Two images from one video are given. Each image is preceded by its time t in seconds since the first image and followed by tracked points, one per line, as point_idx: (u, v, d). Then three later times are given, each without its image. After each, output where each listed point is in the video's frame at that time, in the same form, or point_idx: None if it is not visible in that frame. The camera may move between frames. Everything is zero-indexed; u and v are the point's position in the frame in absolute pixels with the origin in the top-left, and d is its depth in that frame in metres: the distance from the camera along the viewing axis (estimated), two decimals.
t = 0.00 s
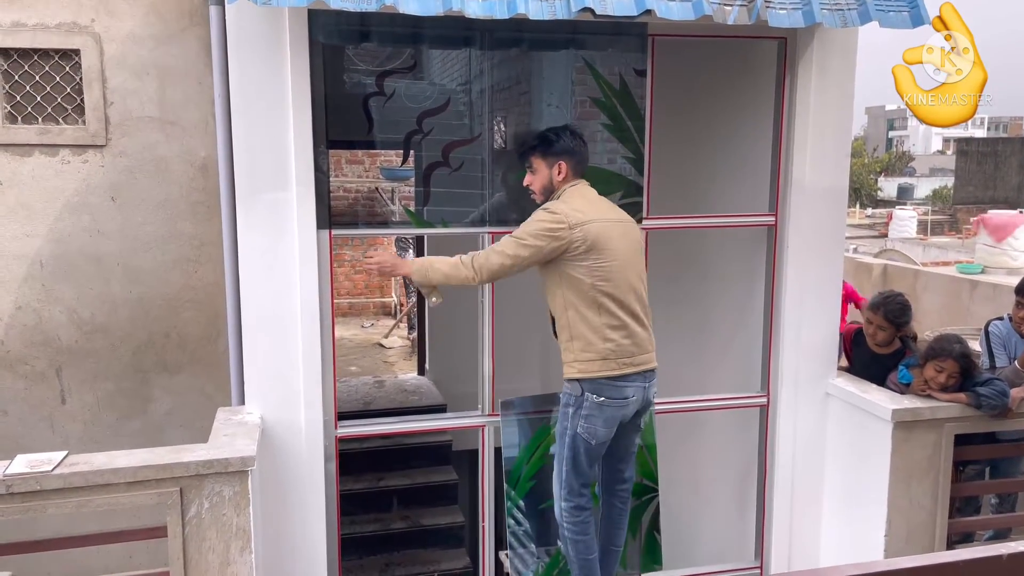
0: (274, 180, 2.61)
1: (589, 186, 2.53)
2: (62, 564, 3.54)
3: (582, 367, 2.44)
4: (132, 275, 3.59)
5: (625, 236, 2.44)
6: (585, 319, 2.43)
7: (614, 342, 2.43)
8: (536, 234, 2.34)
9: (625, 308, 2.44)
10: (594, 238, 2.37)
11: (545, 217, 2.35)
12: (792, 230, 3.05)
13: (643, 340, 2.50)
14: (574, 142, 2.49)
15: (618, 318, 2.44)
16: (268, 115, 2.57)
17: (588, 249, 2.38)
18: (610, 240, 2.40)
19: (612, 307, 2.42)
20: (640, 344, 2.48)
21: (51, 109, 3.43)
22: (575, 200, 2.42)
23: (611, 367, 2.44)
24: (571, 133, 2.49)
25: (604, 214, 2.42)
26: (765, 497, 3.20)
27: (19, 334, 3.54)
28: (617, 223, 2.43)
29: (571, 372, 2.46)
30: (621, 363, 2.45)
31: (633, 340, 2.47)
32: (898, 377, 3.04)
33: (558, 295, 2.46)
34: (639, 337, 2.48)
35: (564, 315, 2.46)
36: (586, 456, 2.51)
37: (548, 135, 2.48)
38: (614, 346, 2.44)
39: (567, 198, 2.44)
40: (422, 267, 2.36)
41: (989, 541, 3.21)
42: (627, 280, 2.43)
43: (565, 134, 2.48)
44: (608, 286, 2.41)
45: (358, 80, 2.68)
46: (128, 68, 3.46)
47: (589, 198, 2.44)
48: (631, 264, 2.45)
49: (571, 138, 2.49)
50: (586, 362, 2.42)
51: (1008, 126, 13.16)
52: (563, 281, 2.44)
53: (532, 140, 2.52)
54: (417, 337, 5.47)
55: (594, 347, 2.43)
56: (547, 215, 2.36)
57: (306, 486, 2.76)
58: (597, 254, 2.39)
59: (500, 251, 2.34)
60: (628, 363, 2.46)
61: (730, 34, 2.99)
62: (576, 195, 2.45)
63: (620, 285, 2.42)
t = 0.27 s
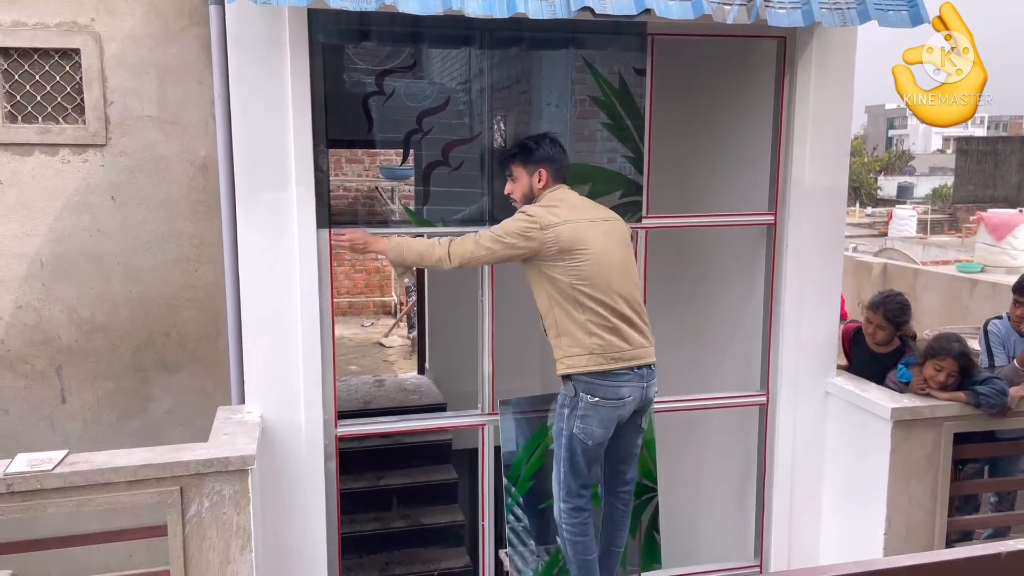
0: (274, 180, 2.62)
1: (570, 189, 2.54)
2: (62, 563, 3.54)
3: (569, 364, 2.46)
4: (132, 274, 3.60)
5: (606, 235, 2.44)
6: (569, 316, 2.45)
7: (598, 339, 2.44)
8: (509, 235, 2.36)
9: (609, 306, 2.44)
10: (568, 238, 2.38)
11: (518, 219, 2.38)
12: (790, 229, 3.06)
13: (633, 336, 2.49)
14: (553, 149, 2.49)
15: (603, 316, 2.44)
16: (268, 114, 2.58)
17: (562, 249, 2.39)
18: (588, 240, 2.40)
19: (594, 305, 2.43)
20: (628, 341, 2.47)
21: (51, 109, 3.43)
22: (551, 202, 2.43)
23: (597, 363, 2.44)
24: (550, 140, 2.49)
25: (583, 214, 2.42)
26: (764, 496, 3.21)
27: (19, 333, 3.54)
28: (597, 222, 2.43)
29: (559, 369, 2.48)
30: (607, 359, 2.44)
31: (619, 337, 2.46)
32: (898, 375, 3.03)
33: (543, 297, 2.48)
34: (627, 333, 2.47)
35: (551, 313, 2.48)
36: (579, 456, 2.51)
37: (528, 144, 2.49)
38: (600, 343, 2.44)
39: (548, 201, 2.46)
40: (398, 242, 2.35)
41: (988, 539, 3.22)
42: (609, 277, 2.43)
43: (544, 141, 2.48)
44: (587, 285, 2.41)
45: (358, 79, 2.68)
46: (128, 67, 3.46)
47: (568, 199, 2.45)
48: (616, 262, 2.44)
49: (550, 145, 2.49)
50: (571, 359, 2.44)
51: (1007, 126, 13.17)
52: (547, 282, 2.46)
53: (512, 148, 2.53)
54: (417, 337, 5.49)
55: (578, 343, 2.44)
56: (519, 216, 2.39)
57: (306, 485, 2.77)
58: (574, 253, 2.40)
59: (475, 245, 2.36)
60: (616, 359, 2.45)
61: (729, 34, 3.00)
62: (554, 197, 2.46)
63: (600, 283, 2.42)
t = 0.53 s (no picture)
0: (274, 179, 2.62)
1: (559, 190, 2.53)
2: (62, 562, 3.54)
3: (560, 365, 2.46)
4: (132, 273, 3.60)
5: (594, 236, 2.43)
6: (559, 316, 2.45)
7: (588, 339, 2.44)
8: (496, 237, 2.36)
9: (599, 306, 2.43)
10: (555, 241, 2.38)
11: (506, 221, 2.38)
12: (790, 228, 3.06)
13: (624, 335, 2.48)
14: (539, 151, 2.50)
15: (593, 317, 2.43)
16: (268, 113, 2.58)
17: (549, 252, 2.39)
18: (575, 241, 2.39)
19: (583, 306, 2.42)
20: (619, 341, 2.47)
21: (51, 108, 3.43)
22: (538, 204, 2.43)
23: (587, 363, 2.44)
24: (535, 142, 2.50)
25: (570, 215, 2.42)
26: (764, 496, 3.21)
27: (19, 332, 3.54)
28: (585, 223, 2.42)
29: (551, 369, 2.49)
30: (596, 359, 2.43)
31: (610, 336, 2.46)
32: (898, 374, 3.03)
33: (533, 299, 2.49)
34: (618, 332, 2.47)
35: (542, 314, 2.48)
36: (571, 456, 2.52)
37: (512, 147, 2.51)
38: (589, 343, 2.43)
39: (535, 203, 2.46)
40: (387, 242, 2.38)
41: (987, 538, 3.22)
42: (597, 278, 2.42)
43: (529, 144, 2.49)
44: (576, 286, 2.41)
45: (358, 77, 2.68)
46: (128, 66, 3.46)
47: (555, 200, 2.44)
48: (605, 262, 2.44)
49: (535, 148, 2.50)
50: (562, 359, 2.44)
51: (1007, 125, 13.18)
52: (537, 283, 2.46)
53: (497, 152, 2.55)
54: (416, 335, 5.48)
55: (568, 344, 2.45)
56: (506, 219, 2.39)
57: (306, 484, 2.77)
58: (561, 255, 2.39)
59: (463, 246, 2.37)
60: (606, 359, 2.44)
61: (729, 32, 2.99)
62: (541, 199, 2.46)
63: (588, 284, 2.41)
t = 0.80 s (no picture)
0: (275, 177, 2.62)
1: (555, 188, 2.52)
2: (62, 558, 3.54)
3: (557, 364, 2.46)
4: (132, 270, 3.59)
5: (590, 235, 2.43)
6: (556, 316, 2.45)
7: (585, 339, 2.43)
8: (492, 237, 2.35)
9: (595, 306, 2.43)
10: (551, 240, 2.37)
11: (502, 220, 2.37)
12: (791, 227, 3.06)
13: (622, 334, 2.48)
14: (529, 150, 2.51)
15: (590, 316, 2.43)
16: (269, 110, 2.57)
17: (545, 251, 2.38)
18: (572, 240, 2.39)
19: (580, 305, 2.42)
20: (616, 340, 2.46)
21: (51, 104, 3.42)
22: (534, 203, 2.43)
23: (584, 363, 2.43)
24: (526, 142, 2.51)
25: (566, 215, 2.41)
26: (764, 494, 3.21)
27: (20, 329, 3.54)
28: (581, 222, 2.42)
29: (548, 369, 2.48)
30: (593, 359, 2.43)
31: (607, 336, 2.45)
32: (898, 373, 3.03)
33: (531, 299, 2.48)
34: (615, 331, 2.46)
35: (539, 314, 2.48)
36: (568, 456, 2.51)
37: (502, 148, 2.51)
38: (587, 343, 2.43)
39: (530, 201, 2.46)
40: (383, 242, 2.37)
41: (988, 537, 3.22)
42: (594, 277, 2.41)
43: (520, 144, 2.50)
44: (572, 285, 2.40)
45: (358, 74, 2.68)
46: (129, 62, 3.45)
47: (551, 200, 2.44)
48: (602, 261, 2.43)
49: (526, 147, 2.51)
50: (560, 359, 2.44)
51: (1007, 124, 13.18)
52: (534, 283, 2.46)
53: (489, 153, 2.56)
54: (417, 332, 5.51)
55: (565, 344, 2.44)
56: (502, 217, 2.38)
57: (306, 482, 2.77)
58: (557, 254, 2.39)
59: (459, 245, 2.36)
60: (603, 358, 2.44)
61: (731, 30, 2.98)
62: (537, 198, 2.45)
63: (586, 283, 2.41)
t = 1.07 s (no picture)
0: (276, 172, 2.61)
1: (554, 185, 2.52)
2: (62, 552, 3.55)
3: (557, 362, 2.46)
4: (133, 264, 3.59)
5: (590, 232, 2.42)
6: (556, 314, 2.45)
7: (585, 336, 2.43)
8: (491, 234, 2.35)
9: (595, 303, 2.43)
10: (550, 238, 2.37)
11: (501, 218, 2.36)
12: (793, 225, 3.05)
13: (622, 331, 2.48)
14: (528, 147, 2.51)
15: (589, 314, 2.43)
16: (270, 105, 2.57)
17: (545, 249, 2.38)
18: (571, 237, 2.39)
19: (580, 303, 2.42)
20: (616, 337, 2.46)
21: (53, 98, 3.42)
22: (533, 201, 2.42)
23: (584, 360, 2.43)
24: (524, 139, 2.51)
25: (566, 212, 2.41)
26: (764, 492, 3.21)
27: (20, 323, 3.54)
28: (580, 219, 2.42)
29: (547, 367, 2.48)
30: (593, 357, 2.43)
31: (607, 333, 2.45)
32: (899, 371, 3.03)
33: (531, 297, 2.48)
34: (615, 329, 2.46)
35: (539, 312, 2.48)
36: (567, 454, 2.51)
37: (500, 146, 2.51)
38: (586, 341, 2.43)
39: (529, 198, 2.45)
40: (382, 239, 2.37)
41: (988, 535, 3.22)
42: (594, 274, 2.41)
43: (518, 141, 2.50)
44: (571, 282, 2.40)
45: (359, 70, 2.67)
46: (130, 57, 3.45)
47: (551, 197, 2.44)
48: (602, 258, 2.43)
49: (525, 144, 2.51)
50: (559, 356, 2.44)
51: (1009, 121, 13.15)
52: (535, 280, 2.45)
53: (487, 152, 2.55)
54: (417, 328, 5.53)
55: (565, 342, 2.44)
56: (501, 215, 2.38)
57: (307, 477, 2.77)
58: (557, 251, 2.39)
59: (458, 242, 2.35)
60: (603, 355, 2.44)
61: (733, 27, 2.98)
62: (537, 196, 2.45)
63: (585, 280, 2.40)
